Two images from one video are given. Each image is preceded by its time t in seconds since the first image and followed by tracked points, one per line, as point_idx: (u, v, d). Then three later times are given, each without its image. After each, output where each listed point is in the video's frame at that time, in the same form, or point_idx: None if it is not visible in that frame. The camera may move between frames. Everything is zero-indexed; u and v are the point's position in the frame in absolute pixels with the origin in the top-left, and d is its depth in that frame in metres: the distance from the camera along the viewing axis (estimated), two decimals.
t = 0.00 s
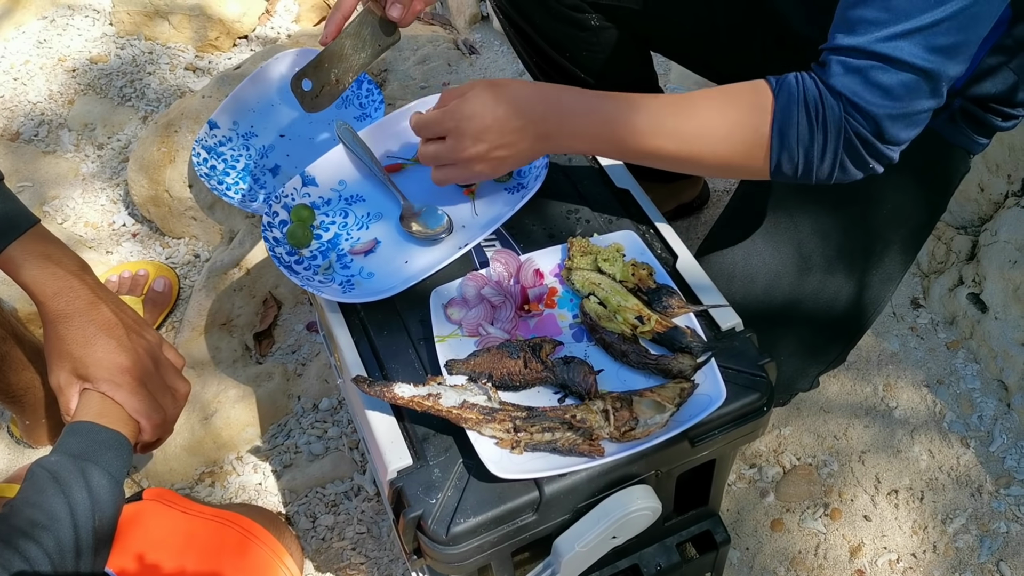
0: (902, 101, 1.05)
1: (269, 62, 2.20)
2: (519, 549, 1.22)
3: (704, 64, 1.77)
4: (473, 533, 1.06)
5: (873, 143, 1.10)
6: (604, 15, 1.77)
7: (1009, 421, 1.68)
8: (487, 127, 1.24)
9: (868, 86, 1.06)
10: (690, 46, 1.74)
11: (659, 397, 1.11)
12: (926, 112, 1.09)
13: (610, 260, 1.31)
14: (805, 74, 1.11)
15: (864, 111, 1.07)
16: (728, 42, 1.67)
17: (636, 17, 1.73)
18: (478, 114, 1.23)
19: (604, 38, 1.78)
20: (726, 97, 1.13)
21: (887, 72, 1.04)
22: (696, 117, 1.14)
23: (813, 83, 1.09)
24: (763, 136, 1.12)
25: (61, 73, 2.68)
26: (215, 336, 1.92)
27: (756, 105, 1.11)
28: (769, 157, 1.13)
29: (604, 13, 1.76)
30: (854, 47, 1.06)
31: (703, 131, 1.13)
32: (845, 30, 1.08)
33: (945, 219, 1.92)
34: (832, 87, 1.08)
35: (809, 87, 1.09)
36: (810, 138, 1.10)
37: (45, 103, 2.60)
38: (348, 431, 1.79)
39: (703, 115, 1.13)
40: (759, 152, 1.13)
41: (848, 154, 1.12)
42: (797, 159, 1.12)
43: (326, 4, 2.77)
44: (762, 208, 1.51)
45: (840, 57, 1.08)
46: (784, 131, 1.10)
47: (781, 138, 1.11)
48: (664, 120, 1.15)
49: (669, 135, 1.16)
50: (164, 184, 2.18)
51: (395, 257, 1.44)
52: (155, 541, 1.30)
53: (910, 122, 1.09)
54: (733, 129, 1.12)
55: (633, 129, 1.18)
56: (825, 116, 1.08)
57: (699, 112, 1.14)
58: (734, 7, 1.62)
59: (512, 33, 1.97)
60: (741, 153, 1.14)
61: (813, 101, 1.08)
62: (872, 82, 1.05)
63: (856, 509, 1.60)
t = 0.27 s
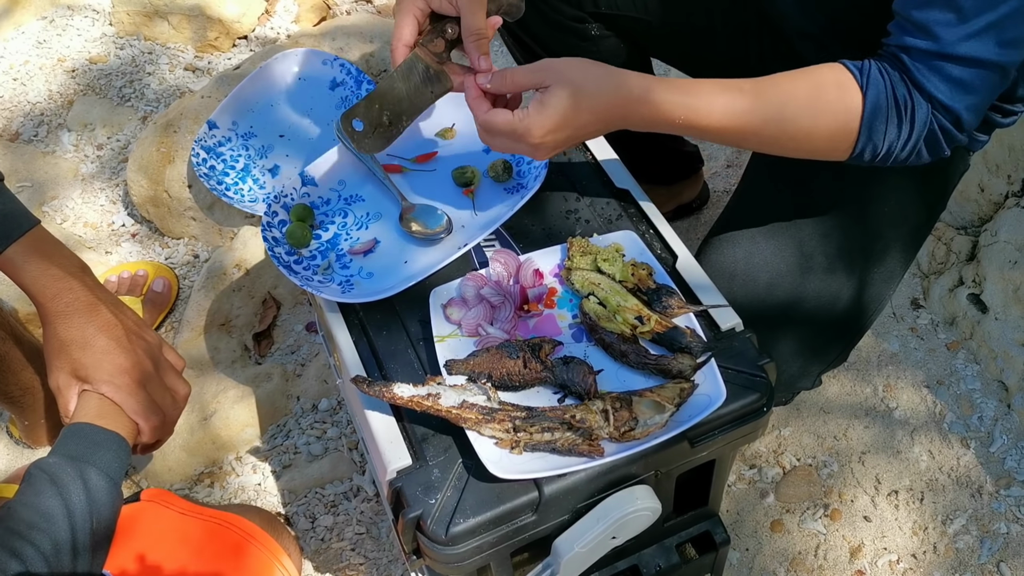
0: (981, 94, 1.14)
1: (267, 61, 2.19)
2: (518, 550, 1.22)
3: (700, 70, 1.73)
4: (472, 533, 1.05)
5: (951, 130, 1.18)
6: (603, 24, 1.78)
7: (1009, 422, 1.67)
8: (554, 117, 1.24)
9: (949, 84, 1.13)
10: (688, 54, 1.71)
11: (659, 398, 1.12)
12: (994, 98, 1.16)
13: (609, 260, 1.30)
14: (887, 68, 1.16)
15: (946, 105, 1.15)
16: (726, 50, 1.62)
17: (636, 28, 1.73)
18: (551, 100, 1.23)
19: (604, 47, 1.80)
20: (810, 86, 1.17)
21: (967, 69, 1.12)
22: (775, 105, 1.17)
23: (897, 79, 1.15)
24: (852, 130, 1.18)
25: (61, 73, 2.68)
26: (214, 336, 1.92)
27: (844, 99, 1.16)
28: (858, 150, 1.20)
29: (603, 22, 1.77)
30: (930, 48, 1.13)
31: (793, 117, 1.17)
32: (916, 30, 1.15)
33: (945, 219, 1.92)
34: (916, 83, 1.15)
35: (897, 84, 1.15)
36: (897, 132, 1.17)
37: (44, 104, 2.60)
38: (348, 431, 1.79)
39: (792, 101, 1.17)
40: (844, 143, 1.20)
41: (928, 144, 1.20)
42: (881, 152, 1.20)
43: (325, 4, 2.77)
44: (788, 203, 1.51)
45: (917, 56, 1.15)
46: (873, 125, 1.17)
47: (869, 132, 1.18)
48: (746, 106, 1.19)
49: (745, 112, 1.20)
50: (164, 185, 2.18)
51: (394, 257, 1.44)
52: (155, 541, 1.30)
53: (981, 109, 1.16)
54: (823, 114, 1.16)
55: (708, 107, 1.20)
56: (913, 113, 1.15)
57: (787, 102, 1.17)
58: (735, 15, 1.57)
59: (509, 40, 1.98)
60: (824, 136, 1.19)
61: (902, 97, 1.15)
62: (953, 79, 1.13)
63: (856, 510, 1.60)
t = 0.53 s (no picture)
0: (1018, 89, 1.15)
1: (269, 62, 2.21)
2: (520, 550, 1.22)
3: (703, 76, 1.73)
4: (474, 533, 1.05)
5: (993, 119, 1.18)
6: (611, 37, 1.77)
7: (1010, 422, 1.67)
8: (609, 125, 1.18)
9: (986, 77, 1.14)
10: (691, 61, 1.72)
11: (661, 398, 1.11)
12: None
13: (611, 261, 1.31)
14: (927, 62, 1.16)
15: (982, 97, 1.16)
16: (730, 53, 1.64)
17: (645, 39, 1.73)
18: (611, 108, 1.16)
19: (612, 59, 1.78)
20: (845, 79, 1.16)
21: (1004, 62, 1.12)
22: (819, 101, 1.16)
23: (938, 72, 1.16)
24: (894, 122, 1.18)
25: (63, 74, 2.68)
26: (217, 337, 1.92)
27: (887, 94, 1.16)
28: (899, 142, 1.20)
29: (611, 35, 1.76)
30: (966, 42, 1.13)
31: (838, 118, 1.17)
32: (950, 26, 1.15)
33: (946, 220, 1.92)
34: (954, 75, 1.16)
35: (937, 77, 1.15)
36: (937, 124, 1.17)
37: (46, 104, 2.60)
38: (350, 432, 1.79)
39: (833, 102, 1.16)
40: (885, 135, 1.19)
41: (965, 135, 1.21)
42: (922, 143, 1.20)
43: (326, 5, 2.77)
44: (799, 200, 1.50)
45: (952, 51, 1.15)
46: (913, 118, 1.17)
47: (911, 125, 1.17)
48: (795, 101, 1.16)
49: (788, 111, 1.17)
50: (166, 185, 2.18)
51: (396, 257, 1.44)
52: (156, 541, 1.31)
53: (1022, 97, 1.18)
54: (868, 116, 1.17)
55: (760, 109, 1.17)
56: (952, 105, 1.16)
57: (828, 101, 1.16)
58: (739, 17, 1.59)
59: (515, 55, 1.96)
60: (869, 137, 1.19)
61: (943, 90, 1.15)
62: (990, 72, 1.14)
63: (858, 510, 1.60)
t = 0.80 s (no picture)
0: None
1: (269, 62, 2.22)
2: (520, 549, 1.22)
3: (708, 80, 1.75)
4: (474, 532, 1.05)
5: None
6: (614, 40, 1.76)
7: (1010, 422, 1.67)
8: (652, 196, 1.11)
9: None
10: (695, 65, 1.72)
11: (660, 397, 1.12)
12: None
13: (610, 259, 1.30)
14: (953, 76, 1.08)
15: None
16: (734, 57, 1.65)
17: (649, 43, 1.74)
18: (648, 218, 1.09)
19: (615, 62, 1.77)
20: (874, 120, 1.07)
21: None
22: (845, 136, 1.08)
23: (970, 82, 1.06)
24: (941, 144, 1.05)
25: (63, 73, 2.68)
26: (217, 336, 1.92)
27: (920, 116, 1.06)
28: (961, 161, 1.05)
29: (614, 38, 1.76)
30: (998, 29, 1.06)
31: (880, 150, 1.05)
32: (979, 16, 1.09)
33: (947, 219, 1.92)
34: (992, 79, 1.06)
35: (971, 86, 1.05)
36: (989, 135, 1.05)
37: (47, 104, 2.60)
38: (349, 431, 1.79)
39: (860, 139, 1.07)
40: (940, 164, 1.06)
41: None
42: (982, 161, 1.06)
43: (326, 4, 2.77)
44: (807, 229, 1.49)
45: (980, 42, 1.08)
46: (963, 134, 1.04)
47: (963, 141, 1.05)
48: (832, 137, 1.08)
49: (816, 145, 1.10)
50: (166, 185, 2.18)
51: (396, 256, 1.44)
52: (155, 541, 1.30)
53: None
54: (910, 143, 1.05)
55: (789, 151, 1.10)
56: (1000, 110, 1.04)
57: (859, 136, 1.07)
58: (743, 21, 1.60)
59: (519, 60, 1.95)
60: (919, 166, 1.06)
61: (983, 99, 1.04)
62: None
63: (858, 509, 1.60)
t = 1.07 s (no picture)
0: None
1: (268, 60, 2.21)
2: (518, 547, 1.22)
3: (707, 79, 1.74)
4: (473, 530, 1.05)
5: None
6: (613, 39, 1.75)
7: (1010, 420, 1.67)
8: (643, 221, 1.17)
9: (1014, 61, 1.04)
10: (696, 63, 1.71)
11: (659, 395, 1.12)
12: None
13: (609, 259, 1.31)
14: (932, 78, 1.08)
15: (1011, 89, 1.04)
16: (732, 54, 1.64)
17: (649, 42, 1.73)
18: (626, 232, 1.17)
19: (615, 62, 1.76)
20: (855, 126, 1.09)
21: None
22: (826, 143, 1.10)
23: (946, 82, 1.06)
24: (920, 144, 1.06)
25: (62, 72, 2.68)
26: (215, 335, 1.91)
27: (897, 117, 1.07)
28: (941, 160, 1.05)
29: (613, 38, 1.75)
30: (980, 22, 1.06)
31: (862, 152, 1.07)
32: (966, 10, 1.09)
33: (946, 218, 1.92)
34: (970, 78, 1.06)
35: (947, 86, 1.06)
36: (970, 134, 1.05)
37: (45, 102, 2.60)
38: (348, 430, 1.79)
39: (839, 143, 1.09)
40: (921, 165, 1.06)
41: (1010, 135, 1.07)
42: (965, 159, 1.05)
43: (326, 3, 2.77)
44: (806, 234, 1.51)
45: (964, 35, 1.08)
46: (942, 134, 1.05)
47: (942, 139, 1.05)
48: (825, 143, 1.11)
49: (806, 150, 1.12)
50: (165, 183, 2.18)
51: (395, 254, 1.44)
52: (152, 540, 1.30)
53: None
54: (889, 145, 1.06)
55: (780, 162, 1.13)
56: (979, 108, 1.04)
57: (837, 144, 1.09)
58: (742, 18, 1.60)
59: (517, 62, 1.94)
60: (905, 167, 1.06)
61: (959, 98, 1.04)
62: (1016, 56, 1.04)
63: (857, 508, 1.59)
